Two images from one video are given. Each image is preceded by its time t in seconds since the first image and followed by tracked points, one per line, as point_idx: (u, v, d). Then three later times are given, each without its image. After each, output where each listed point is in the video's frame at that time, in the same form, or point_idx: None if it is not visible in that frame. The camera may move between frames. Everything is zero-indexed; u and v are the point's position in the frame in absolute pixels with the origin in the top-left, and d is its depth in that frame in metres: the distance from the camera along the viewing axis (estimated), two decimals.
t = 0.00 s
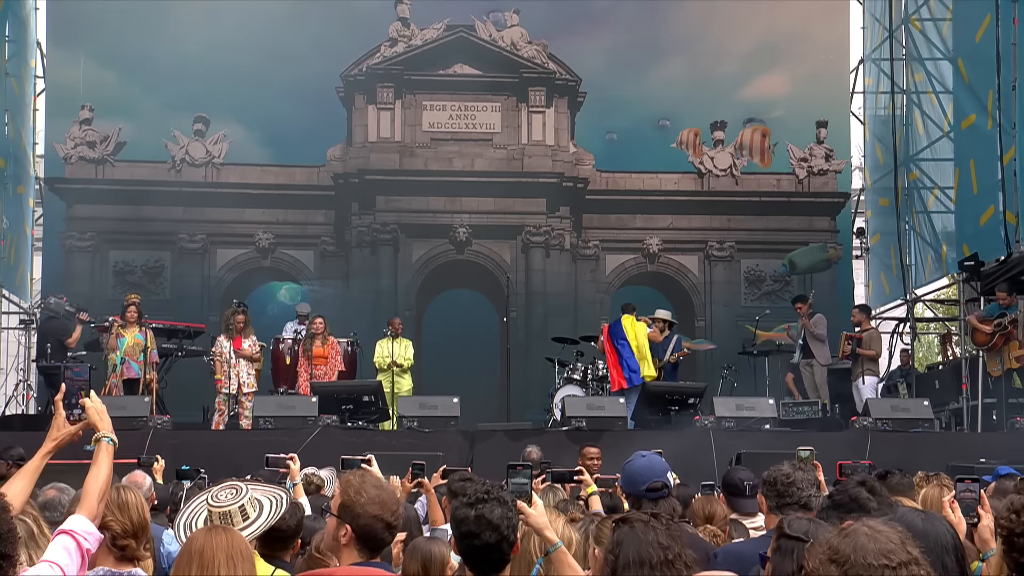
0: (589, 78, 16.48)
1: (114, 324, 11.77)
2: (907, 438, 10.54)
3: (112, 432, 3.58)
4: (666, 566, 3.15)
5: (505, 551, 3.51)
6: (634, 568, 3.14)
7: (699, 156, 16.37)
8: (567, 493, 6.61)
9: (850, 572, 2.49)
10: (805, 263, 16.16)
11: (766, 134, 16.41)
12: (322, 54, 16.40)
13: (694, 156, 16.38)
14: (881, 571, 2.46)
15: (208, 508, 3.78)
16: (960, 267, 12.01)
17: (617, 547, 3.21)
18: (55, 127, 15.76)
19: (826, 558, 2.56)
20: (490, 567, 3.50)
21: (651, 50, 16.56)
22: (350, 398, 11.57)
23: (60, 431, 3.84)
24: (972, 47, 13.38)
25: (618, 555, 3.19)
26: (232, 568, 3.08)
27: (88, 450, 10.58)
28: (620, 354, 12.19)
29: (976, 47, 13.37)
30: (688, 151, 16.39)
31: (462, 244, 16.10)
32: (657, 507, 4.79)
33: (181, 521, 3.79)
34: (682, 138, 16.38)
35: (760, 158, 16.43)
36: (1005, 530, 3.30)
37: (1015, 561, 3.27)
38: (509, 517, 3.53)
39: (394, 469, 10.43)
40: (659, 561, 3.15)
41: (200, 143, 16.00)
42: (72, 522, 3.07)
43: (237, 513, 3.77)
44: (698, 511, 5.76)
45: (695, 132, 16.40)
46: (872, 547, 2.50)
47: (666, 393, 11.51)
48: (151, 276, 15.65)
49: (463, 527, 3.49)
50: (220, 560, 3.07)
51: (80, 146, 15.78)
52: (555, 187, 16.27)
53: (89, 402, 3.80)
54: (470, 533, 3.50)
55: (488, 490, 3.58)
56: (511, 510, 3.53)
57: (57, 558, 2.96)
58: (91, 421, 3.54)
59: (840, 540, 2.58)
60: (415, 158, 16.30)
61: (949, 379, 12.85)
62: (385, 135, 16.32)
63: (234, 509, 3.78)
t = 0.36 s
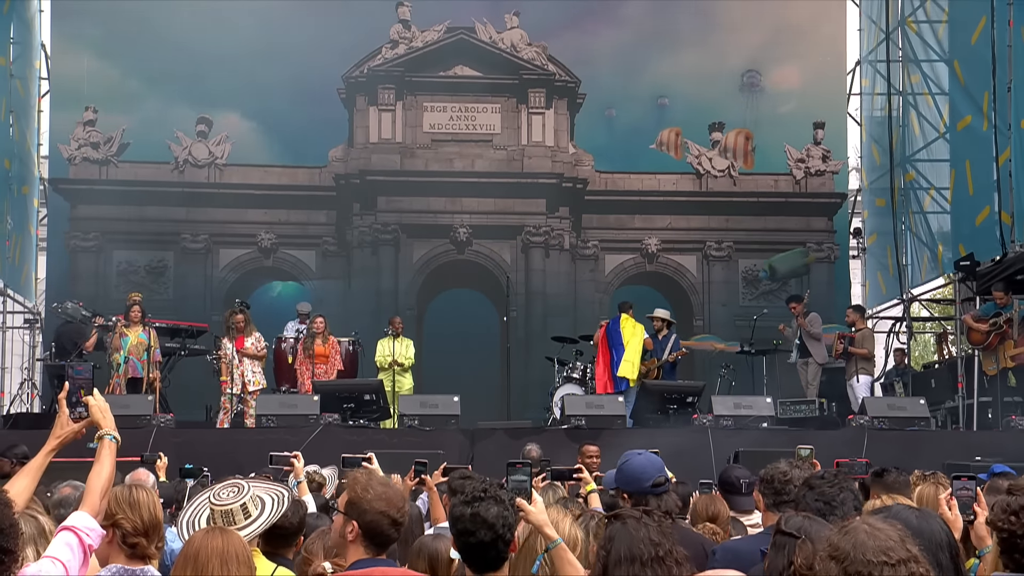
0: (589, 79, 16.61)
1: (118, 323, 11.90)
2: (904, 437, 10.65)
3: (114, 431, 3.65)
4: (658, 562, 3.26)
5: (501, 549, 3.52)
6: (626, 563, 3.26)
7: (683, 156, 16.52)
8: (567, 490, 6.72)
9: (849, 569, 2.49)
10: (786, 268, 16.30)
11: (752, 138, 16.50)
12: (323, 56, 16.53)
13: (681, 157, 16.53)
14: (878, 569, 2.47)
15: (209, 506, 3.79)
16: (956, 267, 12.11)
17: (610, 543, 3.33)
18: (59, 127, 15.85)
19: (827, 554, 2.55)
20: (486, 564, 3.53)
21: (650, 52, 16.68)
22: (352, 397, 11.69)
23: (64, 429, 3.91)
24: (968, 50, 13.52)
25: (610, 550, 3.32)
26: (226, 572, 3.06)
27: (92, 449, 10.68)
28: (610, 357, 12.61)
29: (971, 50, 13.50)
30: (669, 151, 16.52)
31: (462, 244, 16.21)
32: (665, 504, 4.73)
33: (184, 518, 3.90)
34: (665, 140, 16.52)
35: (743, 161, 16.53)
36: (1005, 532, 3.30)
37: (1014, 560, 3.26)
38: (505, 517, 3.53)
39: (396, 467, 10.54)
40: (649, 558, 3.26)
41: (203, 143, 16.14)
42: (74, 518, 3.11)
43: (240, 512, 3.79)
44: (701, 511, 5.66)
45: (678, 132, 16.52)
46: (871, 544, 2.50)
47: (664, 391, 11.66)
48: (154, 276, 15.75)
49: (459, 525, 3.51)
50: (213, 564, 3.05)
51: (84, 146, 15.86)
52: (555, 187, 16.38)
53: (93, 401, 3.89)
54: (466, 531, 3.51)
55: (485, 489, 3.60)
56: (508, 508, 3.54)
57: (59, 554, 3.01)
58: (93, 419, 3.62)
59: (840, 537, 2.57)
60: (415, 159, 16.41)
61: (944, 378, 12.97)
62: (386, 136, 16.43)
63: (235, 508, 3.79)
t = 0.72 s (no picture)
0: (589, 81, 16.74)
1: (121, 323, 12.00)
2: (900, 435, 10.76)
3: (119, 430, 3.62)
4: (651, 559, 3.35)
5: (489, 538, 3.45)
6: (619, 560, 3.35)
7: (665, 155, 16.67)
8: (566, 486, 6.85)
9: (845, 566, 2.49)
10: (768, 272, 16.43)
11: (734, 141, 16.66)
12: (324, 58, 16.63)
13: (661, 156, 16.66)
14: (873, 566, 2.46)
15: (213, 504, 3.91)
16: (952, 267, 12.21)
17: (604, 540, 3.42)
18: (63, 128, 15.94)
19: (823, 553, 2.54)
20: (472, 553, 3.48)
21: (648, 53, 16.80)
22: (353, 395, 11.81)
23: (71, 428, 3.87)
24: (963, 52, 13.64)
25: (604, 547, 3.41)
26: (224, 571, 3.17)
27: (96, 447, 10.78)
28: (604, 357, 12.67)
29: (967, 52, 13.63)
30: (650, 152, 16.60)
31: (463, 244, 16.31)
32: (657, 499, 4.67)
33: (188, 517, 3.91)
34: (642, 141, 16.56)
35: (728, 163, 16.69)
36: (1001, 532, 3.24)
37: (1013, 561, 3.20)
38: (497, 508, 3.48)
39: (397, 465, 10.65)
40: (642, 555, 3.35)
41: (206, 145, 16.27)
42: (79, 516, 3.23)
43: (242, 510, 3.90)
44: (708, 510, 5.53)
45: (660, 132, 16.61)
46: (867, 542, 2.50)
47: (663, 390, 11.81)
48: (158, 276, 15.86)
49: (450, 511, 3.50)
50: (211, 565, 3.17)
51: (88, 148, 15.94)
52: (555, 188, 16.50)
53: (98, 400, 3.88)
54: (457, 518, 3.51)
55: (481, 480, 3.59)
56: (501, 501, 3.50)
57: (65, 551, 3.13)
58: (98, 419, 3.57)
59: (835, 535, 2.57)
60: (416, 160, 16.53)
61: (941, 376, 13.09)
62: (387, 137, 16.54)
63: (239, 506, 3.90)
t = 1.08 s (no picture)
0: (588, 83, 16.86)
1: (125, 322, 12.13)
2: (896, 434, 10.89)
3: (123, 431, 3.80)
4: (642, 555, 3.37)
5: (496, 536, 3.56)
6: (610, 555, 3.39)
7: (638, 155, 16.76)
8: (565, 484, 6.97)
9: (840, 564, 2.76)
10: (744, 280, 16.52)
11: (715, 144, 16.79)
12: (325, 59, 16.75)
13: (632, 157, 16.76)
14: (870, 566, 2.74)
15: (215, 501, 4.00)
16: (948, 267, 12.36)
17: (599, 536, 3.45)
18: (67, 130, 16.07)
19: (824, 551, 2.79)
20: (481, 551, 3.58)
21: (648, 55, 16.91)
22: (354, 395, 11.91)
23: (78, 430, 4.03)
24: (959, 55, 13.79)
25: (598, 543, 3.43)
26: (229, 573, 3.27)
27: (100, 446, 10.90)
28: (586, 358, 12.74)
29: (962, 55, 13.77)
30: (628, 152, 16.76)
31: (463, 245, 16.43)
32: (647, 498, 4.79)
33: (191, 514, 3.99)
34: (625, 141, 16.73)
35: (708, 168, 16.81)
36: (999, 529, 3.46)
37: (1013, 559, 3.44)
38: (505, 507, 3.59)
39: (398, 463, 10.78)
40: (634, 551, 3.37)
41: (209, 147, 16.41)
42: (85, 516, 3.33)
43: (245, 506, 3.99)
44: (706, 508, 5.70)
45: (640, 132, 16.70)
46: (862, 540, 2.77)
47: (662, 389, 11.93)
48: (161, 276, 15.97)
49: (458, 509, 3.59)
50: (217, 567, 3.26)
51: (92, 149, 16.07)
52: (554, 189, 16.63)
53: (106, 404, 4.02)
54: (464, 515, 3.59)
55: (489, 480, 3.68)
56: (508, 500, 3.60)
57: (71, 550, 3.24)
58: (104, 421, 3.77)
59: (831, 533, 2.85)
60: (417, 161, 16.64)
61: (937, 376, 13.23)
62: (389, 138, 16.65)
63: (241, 502, 3.99)
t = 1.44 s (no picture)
0: (588, 85, 16.99)
1: (129, 323, 12.26)
2: (892, 432, 11.00)
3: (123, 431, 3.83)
4: (648, 552, 3.65)
5: (506, 535, 3.51)
6: (616, 552, 3.66)
7: (623, 157, 16.91)
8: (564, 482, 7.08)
9: (850, 562, 2.64)
10: (728, 284, 16.66)
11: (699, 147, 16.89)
12: (327, 62, 16.89)
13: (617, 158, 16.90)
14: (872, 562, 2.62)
15: (217, 500, 4.10)
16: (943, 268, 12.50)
17: (604, 534, 3.73)
18: (72, 132, 16.19)
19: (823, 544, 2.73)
20: (491, 550, 3.51)
21: (647, 57, 17.03)
22: (355, 394, 12.04)
23: (82, 429, 4.01)
24: (953, 57, 13.94)
25: (604, 540, 3.72)
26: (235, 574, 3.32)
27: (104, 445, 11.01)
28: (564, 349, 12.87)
29: (958, 57, 13.90)
30: (610, 153, 16.90)
31: (464, 245, 16.53)
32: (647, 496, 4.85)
33: (193, 513, 4.09)
34: (604, 142, 16.89)
35: (692, 169, 16.90)
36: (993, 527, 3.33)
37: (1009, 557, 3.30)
38: (514, 503, 3.57)
39: (399, 462, 10.89)
40: (641, 547, 3.65)
41: (212, 148, 16.52)
42: (90, 515, 3.42)
43: (246, 504, 4.08)
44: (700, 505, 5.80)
45: (623, 133, 16.89)
46: (871, 538, 2.66)
47: (661, 389, 12.04)
48: (164, 276, 16.07)
49: (469, 507, 3.53)
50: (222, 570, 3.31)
51: (97, 151, 16.20)
52: (554, 190, 16.72)
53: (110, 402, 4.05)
54: (475, 513, 3.52)
55: (496, 476, 3.65)
56: (516, 497, 3.59)
57: (77, 548, 3.31)
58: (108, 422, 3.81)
59: (837, 530, 2.73)
60: (418, 163, 16.77)
61: (933, 376, 13.35)
62: (390, 140, 16.78)
63: (241, 501, 4.08)
